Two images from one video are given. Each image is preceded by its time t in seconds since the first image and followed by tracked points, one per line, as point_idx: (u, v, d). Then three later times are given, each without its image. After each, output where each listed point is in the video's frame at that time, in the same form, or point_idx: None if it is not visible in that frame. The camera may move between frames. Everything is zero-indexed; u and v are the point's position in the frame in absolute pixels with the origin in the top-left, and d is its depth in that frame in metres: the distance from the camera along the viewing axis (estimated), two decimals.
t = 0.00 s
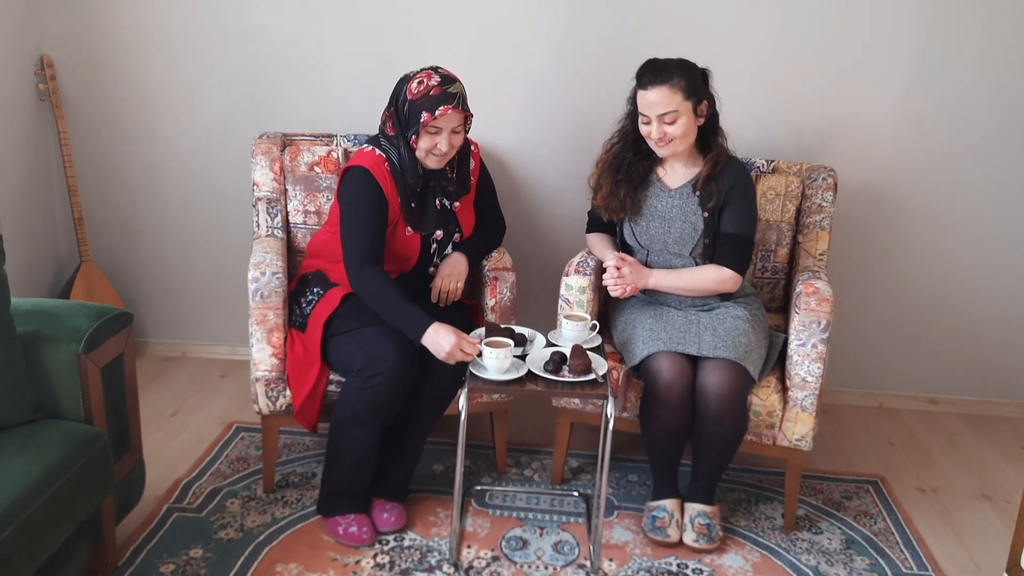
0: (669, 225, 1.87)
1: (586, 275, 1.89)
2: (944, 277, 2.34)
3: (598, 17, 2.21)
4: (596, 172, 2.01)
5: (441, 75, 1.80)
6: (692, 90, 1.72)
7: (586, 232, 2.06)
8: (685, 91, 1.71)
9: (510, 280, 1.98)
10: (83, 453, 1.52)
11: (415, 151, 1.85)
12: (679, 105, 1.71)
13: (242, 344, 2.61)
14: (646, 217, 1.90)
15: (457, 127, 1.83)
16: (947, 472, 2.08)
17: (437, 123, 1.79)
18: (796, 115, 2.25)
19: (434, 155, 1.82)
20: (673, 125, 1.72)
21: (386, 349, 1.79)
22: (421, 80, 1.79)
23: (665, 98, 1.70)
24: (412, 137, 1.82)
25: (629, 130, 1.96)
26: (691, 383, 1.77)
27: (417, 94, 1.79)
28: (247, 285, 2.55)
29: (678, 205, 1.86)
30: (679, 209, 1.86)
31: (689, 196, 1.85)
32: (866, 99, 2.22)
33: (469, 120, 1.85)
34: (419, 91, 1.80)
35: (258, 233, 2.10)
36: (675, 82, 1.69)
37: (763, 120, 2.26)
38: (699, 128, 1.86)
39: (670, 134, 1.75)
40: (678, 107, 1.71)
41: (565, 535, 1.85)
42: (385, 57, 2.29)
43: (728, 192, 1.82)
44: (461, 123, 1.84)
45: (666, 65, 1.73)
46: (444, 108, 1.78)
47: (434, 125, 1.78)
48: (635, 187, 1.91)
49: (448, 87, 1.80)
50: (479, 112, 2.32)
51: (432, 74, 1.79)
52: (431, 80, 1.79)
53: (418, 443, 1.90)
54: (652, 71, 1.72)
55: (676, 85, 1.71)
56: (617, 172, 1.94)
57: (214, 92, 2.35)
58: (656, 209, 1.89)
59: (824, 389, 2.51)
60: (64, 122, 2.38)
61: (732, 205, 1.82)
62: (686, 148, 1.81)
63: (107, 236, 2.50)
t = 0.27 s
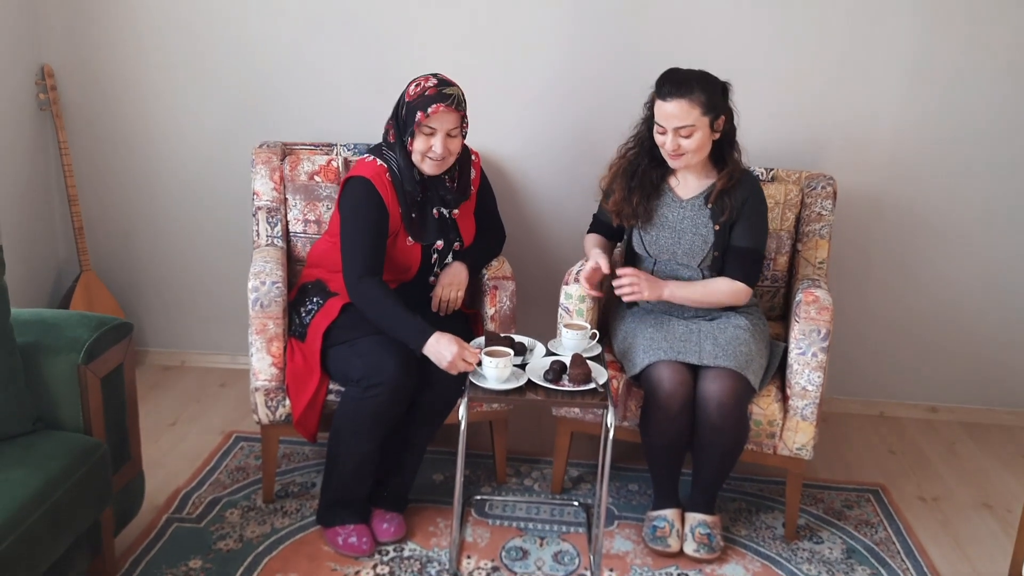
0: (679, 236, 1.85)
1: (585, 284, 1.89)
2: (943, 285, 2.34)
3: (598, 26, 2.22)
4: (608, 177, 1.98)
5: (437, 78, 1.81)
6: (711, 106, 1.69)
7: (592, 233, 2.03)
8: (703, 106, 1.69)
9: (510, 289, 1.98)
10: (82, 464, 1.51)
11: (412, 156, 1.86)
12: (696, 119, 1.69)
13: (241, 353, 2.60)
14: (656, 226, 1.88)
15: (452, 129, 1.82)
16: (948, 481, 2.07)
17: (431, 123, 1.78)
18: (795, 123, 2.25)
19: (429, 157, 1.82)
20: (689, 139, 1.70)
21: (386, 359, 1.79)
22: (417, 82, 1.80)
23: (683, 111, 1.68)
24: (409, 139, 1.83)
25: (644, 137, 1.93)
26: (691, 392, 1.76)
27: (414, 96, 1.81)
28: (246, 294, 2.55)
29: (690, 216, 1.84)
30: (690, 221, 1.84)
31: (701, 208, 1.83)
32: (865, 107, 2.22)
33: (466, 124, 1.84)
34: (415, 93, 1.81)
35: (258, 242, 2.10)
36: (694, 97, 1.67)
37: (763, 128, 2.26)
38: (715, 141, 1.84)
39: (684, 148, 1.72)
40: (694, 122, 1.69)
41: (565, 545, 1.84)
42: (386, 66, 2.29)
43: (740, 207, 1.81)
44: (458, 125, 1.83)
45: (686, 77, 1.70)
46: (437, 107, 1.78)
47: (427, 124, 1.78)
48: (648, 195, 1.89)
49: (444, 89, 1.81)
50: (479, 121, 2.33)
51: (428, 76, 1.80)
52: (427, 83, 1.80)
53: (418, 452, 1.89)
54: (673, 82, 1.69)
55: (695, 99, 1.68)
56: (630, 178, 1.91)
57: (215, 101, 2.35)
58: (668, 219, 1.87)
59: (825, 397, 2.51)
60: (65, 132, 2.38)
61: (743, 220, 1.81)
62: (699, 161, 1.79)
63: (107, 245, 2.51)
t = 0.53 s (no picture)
0: (690, 260, 1.85)
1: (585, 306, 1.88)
2: (942, 306, 2.34)
3: (596, 50, 2.24)
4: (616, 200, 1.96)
5: (431, 92, 1.85)
6: (722, 132, 1.70)
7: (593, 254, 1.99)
8: (714, 132, 1.69)
9: (509, 311, 1.98)
10: (79, 489, 1.51)
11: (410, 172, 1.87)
12: (706, 146, 1.70)
13: (240, 376, 2.60)
14: (667, 250, 1.87)
15: (449, 141, 1.84)
16: (950, 503, 2.06)
17: (426, 133, 1.81)
18: (792, 145, 2.26)
19: (425, 169, 1.83)
20: (699, 165, 1.70)
21: (385, 382, 1.79)
22: (412, 98, 1.84)
23: (693, 137, 1.69)
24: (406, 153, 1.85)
25: (655, 160, 1.92)
26: (691, 415, 1.76)
27: (409, 111, 1.84)
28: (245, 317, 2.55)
29: (700, 241, 1.84)
30: (701, 246, 1.84)
31: (712, 234, 1.83)
32: (861, 130, 2.24)
33: (461, 134, 1.86)
34: (410, 108, 1.85)
35: (257, 264, 2.11)
36: (705, 123, 1.68)
37: (761, 151, 2.28)
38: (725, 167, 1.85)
39: (693, 173, 1.73)
40: (704, 148, 1.70)
41: (565, 569, 1.83)
42: (386, 90, 2.31)
43: (751, 234, 1.82)
44: (455, 136, 1.85)
45: (697, 102, 1.70)
46: (431, 117, 1.81)
47: (422, 134, 1.80)
48: (660, 219, 1.87)
49: (438, 102, 1.84)
50: (478, 144, 2.34)
51: (422, 92, 1.84)
52: (421, 97, 1.83)
53: (417, 476, 1.88)
54: (684, 108, 1.70)
55: (706, 126, 1.69)
56: (642, 202, 1.89)
57: (215, 125, 2.37)
58: (679, 243, 1.86)
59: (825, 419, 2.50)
60: (66, 156, 2.39)
61: (754, 247, 1.82)
62: (709, 186, 1.79)
63: (107, 268, 2.51)
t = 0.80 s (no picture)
0: (696, 278, 1.85)
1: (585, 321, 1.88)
2: (942, 320, 2.34)
3: (594, 67, 2.25)
4: (627, 214, 1.97)
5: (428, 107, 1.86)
6: (728, 149, 1.70)
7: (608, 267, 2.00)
8: (719, 149, 1.69)
9: (509, 326, 1.97)
10: (75, 510, 1.49)
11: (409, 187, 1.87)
12: (711, 162, 1.70)
13: (238, 394, 2.59)
14: (674, 266, 1.87)
15: (447, 154, 1.84)
16: (953, 519, 2.05)
17: (424, 146, 1.81)
18: (791, 161, 2.27)
19: (424, 184, 1.83)
20: (704, 181, 1.71)
21: (384, 400, 1.78)
22: (409, 113, 1.85)
23: (698, 154, 1.69)
24: (404, 167, 1.85)
25: (665, 176, 1.93)
26: (693, 432, 1.76)
27: (406, 126, 1.85)
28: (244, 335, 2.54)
29: (708, 259, 1.84)
30: (708, 264, 1.84)
31: (720, 253, 1.83)
32: (859, 145, 2.24)
33: (459, 147, 1.87)
34: (408, 122, 1.85)
35: (256, 281, 2.09)
36: (709, 139, 1.67)
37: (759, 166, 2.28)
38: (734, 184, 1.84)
39: (699, 190, 1.73)
40: (709, 165, 1.70)
41: None
42: (385, 108, 2.32)
43: (759, 254, 1.81)
44: (453, 149, 1.86)
45: (702, 118, 1.70)
46: (428, 131, 1.82)
47: (420, 148, 1.81)
48: (669, 235, 1.88)
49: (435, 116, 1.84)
50: (477, 160, 2.34)
51: (420, 107, 1.85)
52: (418, 111, 1.84)
53: (417, 494, 1.87)
54: (689, 124, 1.70)
55: (711, 142, 1.69)
56: (652, 217, 1.90)
57: (214, 143, 2.37)
58: (686, 260, 1.86)
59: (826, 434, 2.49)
60: (64, 174, 2.39)
61: (761, 266, 1.81)
62: (716, 204, 1.78)
63: (105, 286, 2.50)
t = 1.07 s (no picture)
0: (690, 291, 1.84)
1: (581, 329, 1.89)
2: (939, 327, 2.34)
3: (591, 76, 2.26)
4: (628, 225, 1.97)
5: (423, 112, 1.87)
6: (729, 158, 1.69)
7: (611, 282, 1.98)
8: (720, 158, 1.68)
9: (506, 334, 1.96)
10: (70, 520, 1.48)
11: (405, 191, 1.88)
12: (711, 172, 1.69)
13: (235, 403, 2.58)
14: (671, 279, 1.87)
15: (443, 158, 1.85)
16: (951, 527, 2.04)
17: (420, 150, 1.82)
18: (787, 169, 2.27)
19: (421, 189, 1.83)
20: (704, 191, 1.70)
21: (381, 408, 1.78)
22: (404, 118, 1.86)
23: (699, 163, 1.68)
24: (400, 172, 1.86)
25: (667, 186, 1.93)
26: (692, 441, 1.76)
27: (401, 131, 1.85)
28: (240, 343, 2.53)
29: (702, 273, 1.82)
30: (702, 277, 1.82)
31: (714, 267, 1.81)
32: (856, 152, 2.25)
33: (454, 152, 1.88)
34: (403, 127, 1.86)
35: (252, 289, 2.08)
36: (710, 148, 1.67)
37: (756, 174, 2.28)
38: (735, 195, 1.82)
39: (699, 200, 1.73)
40: (710, 174, 1.69)
41: None
42: (382, 116, 2.32)
43: (751, 266, 1.77)
44: (449, 153, 1.86)
45: (705, 127, 1.70)
46: (424, 135, 1.82)
47: (416, 152, 1.81)
48: (667, 246, 1.87)
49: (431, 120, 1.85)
50: (474, 169, 2.34)
51: (415, 112, 1.86)
52: (414, 116, 1.85)
53: (415, 503, 1.86)
54: (691, 133, 1.70)
55: (712, 151, 1.68)
56: (651, 227, 1.89)
57: (211, 151, 2.37)
58: (682, 273, 1.85)
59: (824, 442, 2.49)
60: (61, 183, 2.38)
61: (751, 278, 1.76)
62: (717, 214, 1.77)
63: (101, 294, 2.49)
